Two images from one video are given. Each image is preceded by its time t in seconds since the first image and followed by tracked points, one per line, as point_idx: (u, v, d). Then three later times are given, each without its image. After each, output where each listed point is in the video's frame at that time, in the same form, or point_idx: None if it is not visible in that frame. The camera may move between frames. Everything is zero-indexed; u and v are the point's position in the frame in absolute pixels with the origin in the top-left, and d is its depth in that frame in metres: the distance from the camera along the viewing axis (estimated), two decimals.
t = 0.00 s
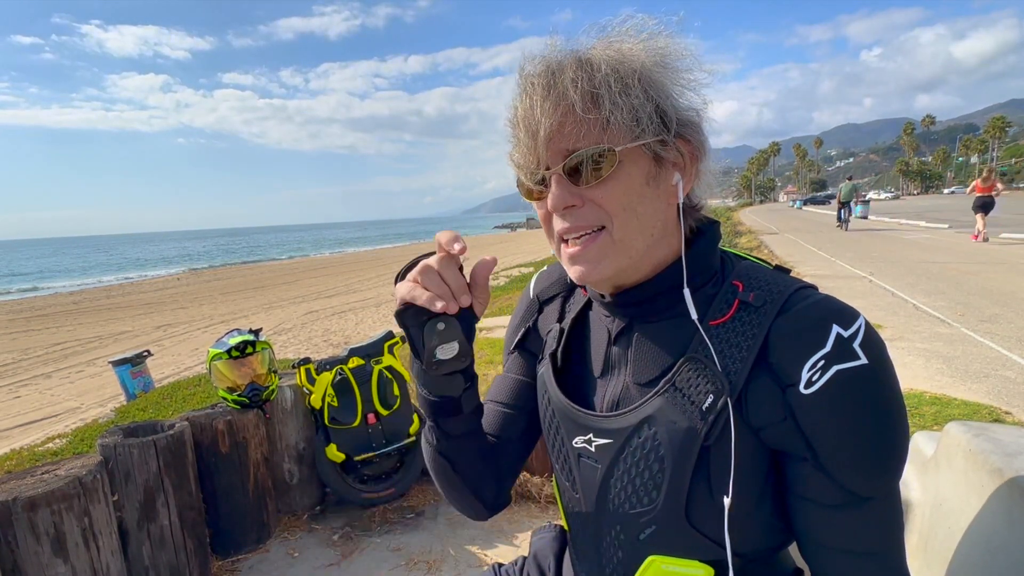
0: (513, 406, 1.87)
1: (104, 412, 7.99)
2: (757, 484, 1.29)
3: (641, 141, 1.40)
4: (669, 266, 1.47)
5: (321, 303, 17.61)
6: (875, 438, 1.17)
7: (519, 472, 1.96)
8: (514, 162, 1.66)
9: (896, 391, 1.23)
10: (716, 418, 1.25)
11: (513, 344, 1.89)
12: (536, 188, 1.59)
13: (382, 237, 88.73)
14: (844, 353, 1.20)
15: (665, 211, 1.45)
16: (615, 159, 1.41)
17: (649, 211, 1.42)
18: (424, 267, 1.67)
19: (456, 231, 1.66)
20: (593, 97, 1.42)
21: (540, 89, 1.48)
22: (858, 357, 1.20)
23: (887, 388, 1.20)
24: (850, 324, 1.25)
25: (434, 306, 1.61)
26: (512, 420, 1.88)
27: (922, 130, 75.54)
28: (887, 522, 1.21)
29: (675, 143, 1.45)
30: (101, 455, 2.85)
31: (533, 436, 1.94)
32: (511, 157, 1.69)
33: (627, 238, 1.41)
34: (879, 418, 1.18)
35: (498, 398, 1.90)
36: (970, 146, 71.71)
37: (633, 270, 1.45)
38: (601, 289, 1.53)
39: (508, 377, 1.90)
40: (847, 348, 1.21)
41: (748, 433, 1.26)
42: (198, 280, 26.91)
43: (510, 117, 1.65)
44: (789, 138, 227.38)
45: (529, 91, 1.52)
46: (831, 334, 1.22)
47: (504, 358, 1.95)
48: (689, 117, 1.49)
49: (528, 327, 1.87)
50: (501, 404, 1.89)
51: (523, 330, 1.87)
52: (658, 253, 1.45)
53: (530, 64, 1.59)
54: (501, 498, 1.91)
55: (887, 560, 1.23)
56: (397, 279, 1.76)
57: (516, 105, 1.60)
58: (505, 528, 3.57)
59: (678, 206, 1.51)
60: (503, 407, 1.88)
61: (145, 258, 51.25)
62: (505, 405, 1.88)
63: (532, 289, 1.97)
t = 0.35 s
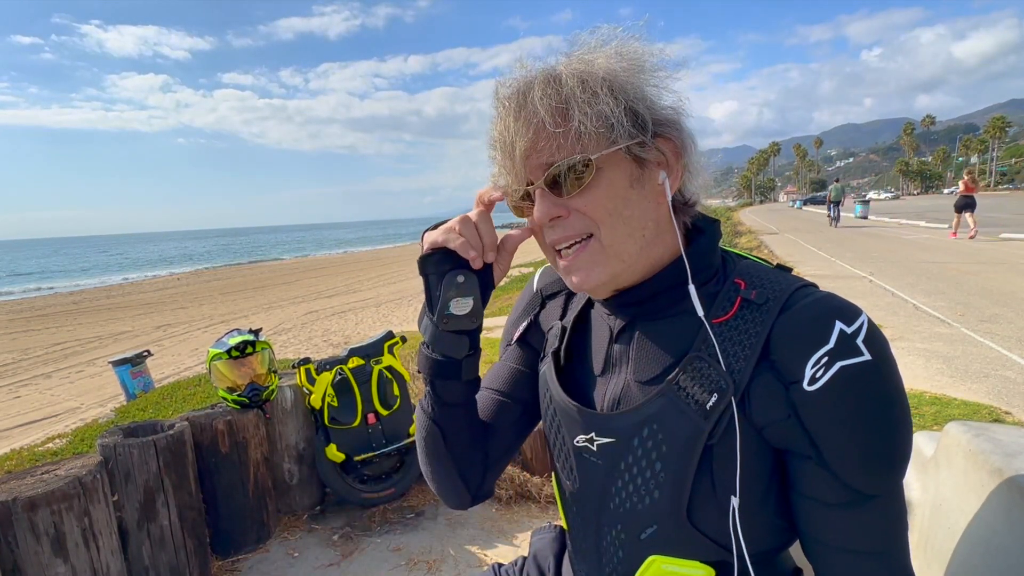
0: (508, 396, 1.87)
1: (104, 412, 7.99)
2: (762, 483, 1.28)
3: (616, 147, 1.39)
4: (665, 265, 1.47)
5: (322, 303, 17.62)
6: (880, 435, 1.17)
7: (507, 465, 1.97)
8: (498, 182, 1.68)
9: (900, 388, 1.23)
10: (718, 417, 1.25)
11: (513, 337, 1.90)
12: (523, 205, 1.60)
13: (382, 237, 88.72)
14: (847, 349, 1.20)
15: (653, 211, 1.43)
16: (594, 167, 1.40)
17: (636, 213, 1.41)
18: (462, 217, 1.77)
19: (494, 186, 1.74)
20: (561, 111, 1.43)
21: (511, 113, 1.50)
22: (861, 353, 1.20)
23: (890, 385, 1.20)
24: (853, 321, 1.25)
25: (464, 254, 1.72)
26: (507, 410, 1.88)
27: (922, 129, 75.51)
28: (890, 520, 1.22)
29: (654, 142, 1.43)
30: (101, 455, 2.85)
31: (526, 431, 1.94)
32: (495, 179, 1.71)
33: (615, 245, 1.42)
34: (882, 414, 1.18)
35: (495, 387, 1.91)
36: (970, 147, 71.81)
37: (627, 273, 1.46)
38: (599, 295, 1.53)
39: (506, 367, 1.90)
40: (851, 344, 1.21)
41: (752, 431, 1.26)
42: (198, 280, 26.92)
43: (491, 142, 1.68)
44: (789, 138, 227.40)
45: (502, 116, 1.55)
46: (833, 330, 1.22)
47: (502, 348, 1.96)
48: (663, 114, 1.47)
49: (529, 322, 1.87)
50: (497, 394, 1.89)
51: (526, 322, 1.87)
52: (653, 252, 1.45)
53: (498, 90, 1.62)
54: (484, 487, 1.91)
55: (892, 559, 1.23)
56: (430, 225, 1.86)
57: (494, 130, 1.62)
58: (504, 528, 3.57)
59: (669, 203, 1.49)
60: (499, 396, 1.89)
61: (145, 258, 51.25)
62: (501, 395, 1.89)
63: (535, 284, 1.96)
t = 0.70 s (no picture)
0: (508, 399, 1.87)
1: (104, 412, 7.99)
2: (765, 484, 1.28)
3: (626, 146, 1.40)
4: (671, 264, 1.48)
5: (322, 303, 17.62)
6: (885, 438, 1.17)
7: (507, 462, 1.99)
8: (502, 183, 1.67)
9: (905, 390, 1.23)
10: (720, 419, 1.25)
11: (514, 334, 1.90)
12: (529, 205, 1.59)
13: (382, 237, 88.73)
14: (854, 351, 1.20)
15: (660, 210, 1.44)
16: (604, 167, 1.41)
17: (645, 212, 1.42)
18: (473, 209, 1.74)
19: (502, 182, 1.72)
20: (571, 110, 1.43)
21: (518, 111, 1.49)
22: (868, 355, 1.20)
23: (895, 386, 1.20)
24: (858, 323, 1.25)
25: (475, 245, 1.70)
26: (506, 408, 1.88)
27: (922, 130, 75.42)
28: (893, 523, 1.21)
29: (661, 142, 1.45)
30: (101, 455, 2.85)
31: (524, 429, 1.95)
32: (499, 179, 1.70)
33: (626, 245, 1.42)
34: (888, 416, 1.18)
35: (494, 385, 1.90)
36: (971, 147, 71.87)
37: (637, 274, 1.46)
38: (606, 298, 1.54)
39: (506, 365, 1.90)
40: (856, 346, 1.20)
41: (755, 432, 1.26)
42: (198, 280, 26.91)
43: (495, 140, 1.66)
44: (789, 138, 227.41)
45: (508, 115, 1.54)
46: (840, 331, 1.22)
47: (501, 345, 1.97)
48: (670, 112, 1.48)
49: (529, 321, 1.87)
50: (496, 392, 1.89)
51: (526, 321, 1.87)
52: (660, 252, 1.46)
53: (503, 89, 1.61)
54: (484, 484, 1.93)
55: (895, 562, 1.22)
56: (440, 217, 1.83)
57: (499, 129, 1.61)
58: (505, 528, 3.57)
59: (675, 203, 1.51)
60: (497, 395, 1.88)
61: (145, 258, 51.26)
62: (499, 393, 1.88)
63: (535, 281, 1.97)
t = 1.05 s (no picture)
0: (509, 399, 1.87)
1: (104, 412, 7.99)
2: (767, 486, 1.28)
3: (636, 147, 1.39)
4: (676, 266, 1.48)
5: (322, 303, 17.63)
6: (888, 440, 1.17)
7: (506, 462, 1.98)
8: (508, 182, 1.65)
9: (908, 392, 1.23)
10: (723, 422, 1.25)
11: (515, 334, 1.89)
12: (535, 205, 1.57)
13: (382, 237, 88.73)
14: (858, 353, 1.20)
15: (667, 211, 1.45)
16: (613, 168, 1.40)
17: (653, 214, 1.42)
18: (476, 206, 1.76)
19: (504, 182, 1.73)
20: (581, 110, 1.42)
21: (527, 111, 1.47)
22: (871, 357, 1.20)
23: (898, 389, 1.20)
24: (861, 325, 1.25)
25: (479, 241, 1.70)
26: (506, 408, 1.88)
27: (922, 130, 75.43)
28: (896, 526, 1.21)
29: (669, 142, 1.45)
30: (101, 455, 2.85)
31: (524, 429, 1.95)
32: (504, 177, 1.68)
33: (634, 249, 1.42)
34: (891, 419, 1.18)
35: (493, 385, 1.91)
36: (970, 147, 71.92)
37: (642, 277, 1.46)
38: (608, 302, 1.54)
39: (506, 365, 1.90)
40: (860, 349, 1.20)
41: (758, 435, 1.25)
42: (198, 281, 26.91)
43: (500, 138, 1.64)
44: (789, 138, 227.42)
45: (516, 114, 1.52)
46: (843, 334, 1.22)
47: (501, 346, 1.97)
48: (678, 113, 1.49)
49: (530, 321, 1.87)
50: (495, 390, 1.89)
51: (526, 322, 1.87)
52: (666, 253, 1.46)
53: (509, 87, 1.59)
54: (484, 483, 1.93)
55: (897, 564, 1.23)
56: (441, 216, 1.84)
57: (505, 127, 1.59)
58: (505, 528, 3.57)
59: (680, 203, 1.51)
60: (497, 393, 1.88)
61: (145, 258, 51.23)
62: (499, 392, 1.88)
63: (536, 280, 1.96)
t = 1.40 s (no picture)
0: (512, 409, 1.87)
1: (103, 412, 7.99)
2: (763, 483, 1.29)
3: (659, 132, 1.42)
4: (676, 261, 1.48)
5: (322, 303, 17.63)
6: (883, 434, 1.17)
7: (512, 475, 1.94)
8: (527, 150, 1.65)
9: (902, 387, 1.23)
10: (718, 420, 1.25)
11: (507, 344, 1.90)
12: (549, 176, 1.57)
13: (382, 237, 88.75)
14: (851, 349, 1.20)
15: (675, 206, 1.46)
16: (635, 147, 1.42)
17: (662, 203, 1.44)
18: (381, 311, 1.50)
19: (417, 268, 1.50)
20: (615, 85, 1.44)
21: (562, 75, 1.49)
22: (865, 353, 1.20)
23: (892, 383, 1.21)
24: (855, 321, 1.25)
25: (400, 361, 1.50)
26: (509, 417, 1.87)
27: (923, 129, 75.30)
28: (893, 520, 1.22)
29: (687, 139, 1.48)
30: (101, 455, 2.86)
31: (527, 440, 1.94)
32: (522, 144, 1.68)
33: (644, 231, 1.42)
34: (886, 413, 1.18)
35: (491, 402, 1.91)
36: (970, 147, 71.93)
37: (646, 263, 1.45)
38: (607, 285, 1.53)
39: (501, 381, 1.90)
40: (854, 345, 1.21)
41: (753, 432, 1.26)
42: (198, 280, 26.90)
43: (525, 101, 1.64)
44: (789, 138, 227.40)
45: (550, 78, 1.53)
46: (837, 330, 1.22)
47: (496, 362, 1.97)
48: (700, 116, 1.53)
49: (521, 329, 1.87)
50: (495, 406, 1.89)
51: (516, 332, 1.87)
52: (669, 246, 1.46)
53: (547, 54, 1.61)
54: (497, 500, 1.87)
55: (894, 560, 1.22)
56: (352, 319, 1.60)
57: (533, 91, 1.59)
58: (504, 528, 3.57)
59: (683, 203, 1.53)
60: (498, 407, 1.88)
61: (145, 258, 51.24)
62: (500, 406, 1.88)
63: (524, 292, 1.97)
